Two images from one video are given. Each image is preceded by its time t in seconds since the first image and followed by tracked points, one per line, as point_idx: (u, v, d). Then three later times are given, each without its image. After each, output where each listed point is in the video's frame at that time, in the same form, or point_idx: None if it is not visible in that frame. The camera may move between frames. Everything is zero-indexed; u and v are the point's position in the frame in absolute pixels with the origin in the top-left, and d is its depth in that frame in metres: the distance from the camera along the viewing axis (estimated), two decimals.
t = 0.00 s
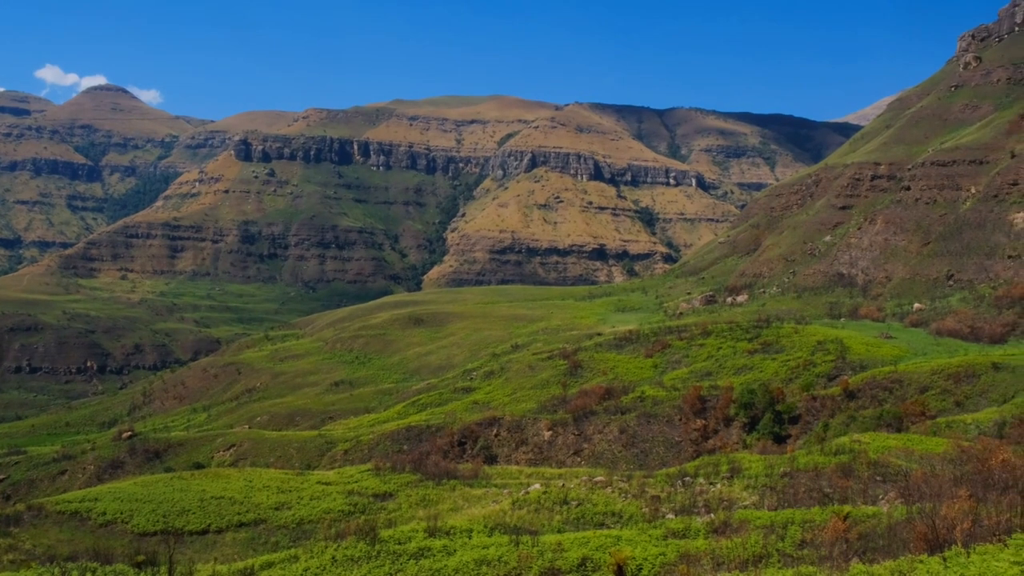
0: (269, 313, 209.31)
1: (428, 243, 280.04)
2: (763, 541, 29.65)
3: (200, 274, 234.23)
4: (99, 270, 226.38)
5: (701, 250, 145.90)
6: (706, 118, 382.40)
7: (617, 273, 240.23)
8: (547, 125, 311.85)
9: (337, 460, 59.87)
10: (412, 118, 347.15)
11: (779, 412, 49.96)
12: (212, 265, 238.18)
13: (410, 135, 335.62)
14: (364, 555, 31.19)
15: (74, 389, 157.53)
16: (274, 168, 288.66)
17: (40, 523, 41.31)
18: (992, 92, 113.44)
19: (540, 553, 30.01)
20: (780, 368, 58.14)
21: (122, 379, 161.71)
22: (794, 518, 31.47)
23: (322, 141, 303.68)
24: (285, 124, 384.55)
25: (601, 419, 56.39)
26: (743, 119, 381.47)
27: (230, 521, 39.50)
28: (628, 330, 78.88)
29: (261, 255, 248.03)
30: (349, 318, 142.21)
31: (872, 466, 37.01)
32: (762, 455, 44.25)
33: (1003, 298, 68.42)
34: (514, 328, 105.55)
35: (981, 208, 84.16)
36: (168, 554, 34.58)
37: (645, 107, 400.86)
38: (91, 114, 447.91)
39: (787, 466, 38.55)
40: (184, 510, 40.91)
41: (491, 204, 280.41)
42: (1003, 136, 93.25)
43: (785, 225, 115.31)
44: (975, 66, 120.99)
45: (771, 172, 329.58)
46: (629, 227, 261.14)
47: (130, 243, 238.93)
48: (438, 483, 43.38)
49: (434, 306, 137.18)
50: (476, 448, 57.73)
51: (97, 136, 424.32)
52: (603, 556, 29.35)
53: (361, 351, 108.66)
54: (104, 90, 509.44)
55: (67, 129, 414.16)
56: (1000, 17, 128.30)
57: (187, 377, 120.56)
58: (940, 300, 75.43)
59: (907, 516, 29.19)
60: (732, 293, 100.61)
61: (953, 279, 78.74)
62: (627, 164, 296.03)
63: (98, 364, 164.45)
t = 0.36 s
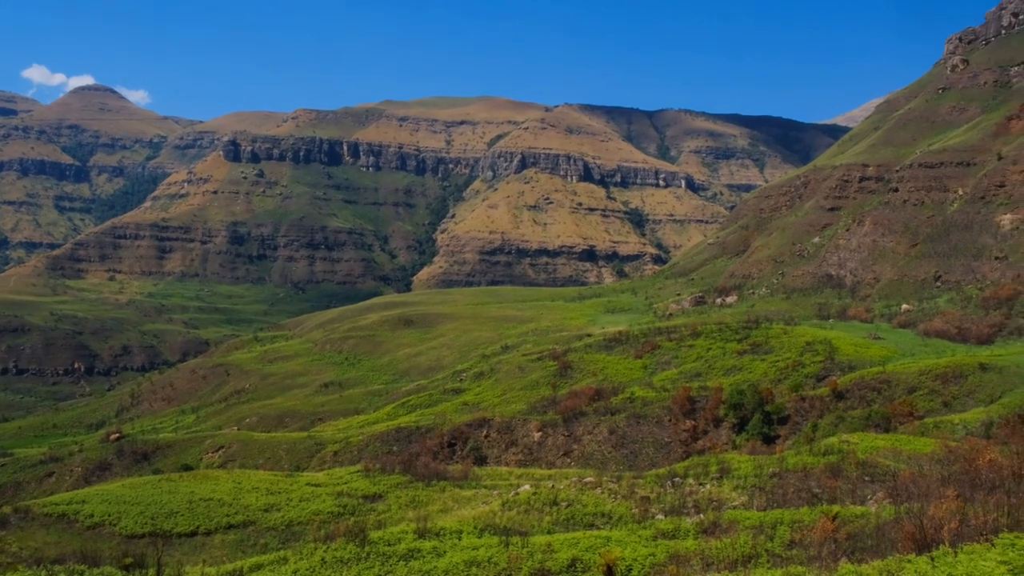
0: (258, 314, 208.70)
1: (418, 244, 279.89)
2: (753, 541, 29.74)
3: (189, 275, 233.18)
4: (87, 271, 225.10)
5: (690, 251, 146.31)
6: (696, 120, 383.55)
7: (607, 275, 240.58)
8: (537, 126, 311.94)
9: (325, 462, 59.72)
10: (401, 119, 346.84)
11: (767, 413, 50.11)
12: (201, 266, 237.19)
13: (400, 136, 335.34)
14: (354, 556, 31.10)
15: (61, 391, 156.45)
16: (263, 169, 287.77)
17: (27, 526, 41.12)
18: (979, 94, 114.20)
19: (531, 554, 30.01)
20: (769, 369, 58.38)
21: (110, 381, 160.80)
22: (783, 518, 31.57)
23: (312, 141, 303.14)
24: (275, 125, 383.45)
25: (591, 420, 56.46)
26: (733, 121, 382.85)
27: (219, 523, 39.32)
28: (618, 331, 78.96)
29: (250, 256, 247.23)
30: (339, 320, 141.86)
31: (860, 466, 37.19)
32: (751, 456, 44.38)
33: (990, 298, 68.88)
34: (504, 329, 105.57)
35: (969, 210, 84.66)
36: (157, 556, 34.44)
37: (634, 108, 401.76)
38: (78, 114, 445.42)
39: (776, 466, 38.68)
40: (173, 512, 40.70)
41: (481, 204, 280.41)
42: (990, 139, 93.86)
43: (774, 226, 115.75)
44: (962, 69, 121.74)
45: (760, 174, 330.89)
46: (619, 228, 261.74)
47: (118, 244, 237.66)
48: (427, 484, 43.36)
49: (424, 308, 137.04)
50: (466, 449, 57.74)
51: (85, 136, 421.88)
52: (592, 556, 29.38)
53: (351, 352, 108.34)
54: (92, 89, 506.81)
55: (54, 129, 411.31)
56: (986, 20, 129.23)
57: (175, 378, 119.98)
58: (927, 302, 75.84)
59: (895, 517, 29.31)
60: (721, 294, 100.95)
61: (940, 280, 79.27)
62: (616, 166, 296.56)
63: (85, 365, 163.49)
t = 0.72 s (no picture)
0: (247, 315, 208.05)
1: (408, 244, 279.58)
2: (742, 542, 29.82)
3: (177, 276, 232.11)
4: (74, 271, 223.88)
5: (679, 252, 146.65)
6: (685, 121, 384.59)
7: (597, 276, 240.77)
8: (527, 127, 311.96)
9: (314, 463, 59.57)
10: (391, 120, 346.41)
11: (757, 413, 50.25)
12: (189, 267, 236.14)
13: (390, 137, 334.86)
14: (343, 558, 31.02)
15: (48, 392, 155.49)
16: (252, 170, 286.80)
17: (14, 529, 40.83)
18: (966, 96, 114.93)
19: (521, 555, 30.00)
20: (758, 370, 58.58)
21: (98, 382, 159.88)
22: (772, 519, 31.68)
23: (301, 142, 302.41)
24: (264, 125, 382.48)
25: (581, 421, 56.46)
26: (722, 122, 384.10)
27: (208, 526, 39.12)
28: (607, 332, 78.99)
29: (239, 257, 246.43)
30: (328, 321, 141.47)
31: (849, 466, 37.34)
32: (740, 456, 44.48)
33: (977, 299, 69.34)
34: (493, 330, 105.58)
35: (956, 212, 85.18)
36: (145, 558, 34.27)
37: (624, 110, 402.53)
38: (66, 114, 442.72)
39: (765, 467, 38.82)
40: (161, 514, 40.49)
41: (470, 206, 280.26)
42: (977, 141, 94.54)
43: (763, 227, 116.14)
44: (949, 71, 122.45)
45: (749, 175, 331.89)
46: (609, 229, 262.15)
47: (106, 244, 236.39)
48: (417, 486, 43.28)
49: (414, 309, 136.90)
50: (456, 450, 57.72)
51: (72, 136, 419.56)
52: (583, 557, 29.39)
53: (340, 353, 108.11)
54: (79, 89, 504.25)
55: (41, 129, 408.76)
56: (973, 23, 130.13)
57: (164, 380, 119.41)
58: (915, 303, 76.25)
59: (884, 517, 29.42)
60: (710, 295, 101.27)
61: (928, 281, 79.71)
62: (606, 167, 297.06)
63: (73, 367, 162.55)
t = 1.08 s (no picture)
0: (235, 316, 207.20)
1: (396, 245, 279.18)
2: (730, 541, 29.93)
3: (164, 276, 230.83)
4: (59, 272, 222.27)
5: (668, 253, 146.97)
6: (673, 123, 385.79)
7: (586, 276, 240.94)
8: (515, 128, 312.00)
9: (303, 464, 59.41)
10: (379, 120, 345.83)
11: (744, 413, 50.41)
12: (176, 267, 234.89)
13: (378, 137, 334.30)
14: (331, 560, 30.92)
15: (33, 394, 154.18)
16: (239, 170, 285.69)
17: None
18: (951, 98, 115.73)
19: (510, 555, 29.99)
20: (746, 370, 58.80)
21: (84, 384, 158.72)
22: (759, 518, 31.81)
23: (289, 142, 301.54)
24: (252, 125, 381.20)
25: (569, 422, 56.48)
26: (710, 124, 385.33)
27: (195, 527, 38.94)
28: (596, 332, 79.05)
29: (227, 257, 245.41)
30: (316, 321, 141.04)
31: (836, 466, 37.50)
32: (728, 456, 44.62)
33: (963, 299, 69.84)
34: (482, 330, 105.57)
35: (942, 212, 85.74)
36: (131, 561, 34.10)
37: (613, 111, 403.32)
38: (51, 113, 439.21)
39: (753, 467, 38.96)
40: (148, 515, 40.27)
41: (459, 206, 280.05)
42: (962, 142, 95.29)
43: (751, 228, 116.52)
44: (935, 73, 123.20)
45: (737, 176, 332.95)
46: (597, 229, 262.51)
47: (91, 244, 234.81)
48: (406, 486, 43.19)
49: (403, 309, 136.70)
50: (444, 451, 57.69)
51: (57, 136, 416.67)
52: (571, 557, 29.42)
53: (328, 354, 107.83)
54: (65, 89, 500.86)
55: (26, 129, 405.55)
56: (959, 26, 131.04)
57: (150, 381, 118.73)
58: (902, 303, 76.68)
59: (871, 516, 29.54)
60: (698, 295, 101.60)
61: (914, 282, 80.15)
62: (594, 168, 297.76)
63: (58, 368, 161.34)
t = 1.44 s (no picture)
0: (223, 317, 206.45)
1: (385, 245, 278.80)
2: (720, 541, 29.98)
3: (152, 277, 229.69)
4: (46, 272, 220.85)
5: (657, 254, 147.22)
6: (663, 124, 386.70)
7: (575, 277, 241.04)
8: (505, 128, 311.97)
9: (292, 465, 59.27)
10: (369, 120, 345.29)
11: (734, 413, 50.51)
12: (164, 268, 233.81)
13: (368, 137, 333.80)
14: (320, 561, 30.83)
15: (19, 395, 153.02)
16: (228, 170, 284.75)
17: None
18: (938, 99, 116.42)
19: (499, 556, 29.98)
20: (735, 370, 58.97)
21: (71, 385, 157.71)
22: (748, 518, 31.89)
23: (278, 142, 300.75)
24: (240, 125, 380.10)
25: (559, 422, 56.48)
26: (699, 125, 386.41)
27: (183, 528, 38.77)
28: (586, 333, 79.11)
29: (215, 257, 244.50)
30: (306, 322, 140.61)
31: (824, 465, 37.60)
32: (717, 456, 44.73)
33: (950, 299, 70.27)
34: (471, 331, 105.55)
35: (929, 213, 86.24)
36: (118, 564, 33.94)
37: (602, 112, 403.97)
38: (37, 113, 436.48)
39: (742, 467, 39.07)
40: (135, 517, 40.06)
41: (449, 206, 279.78)
42: (949, 144, 95.93)
43: (739, 229, 116.88)
44: (923, 75, 123.86)
45: (726, 177, 333.95)
46: (587, 230, 262.89)
47: (79, 244, 233.35)
48: (395, 487, 43.11)
49: (392, 310, 136.50)
50: (434, 451, 57.62)
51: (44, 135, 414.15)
52: (561, 557, 29.44)
53: (317, 354, 107.53)
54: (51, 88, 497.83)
55: (12, 128, 402.94)
56: (945, 28, 131.83)
57: (138, 381, 118.11)
58: (890, 303, 77.05)
59: (858, 515, 29.66)
60: (688, 295, 101.92)
61: (902, 282, 80.48)
62: (584, 168, 298.86)
63: (45, 369, 160.33)
